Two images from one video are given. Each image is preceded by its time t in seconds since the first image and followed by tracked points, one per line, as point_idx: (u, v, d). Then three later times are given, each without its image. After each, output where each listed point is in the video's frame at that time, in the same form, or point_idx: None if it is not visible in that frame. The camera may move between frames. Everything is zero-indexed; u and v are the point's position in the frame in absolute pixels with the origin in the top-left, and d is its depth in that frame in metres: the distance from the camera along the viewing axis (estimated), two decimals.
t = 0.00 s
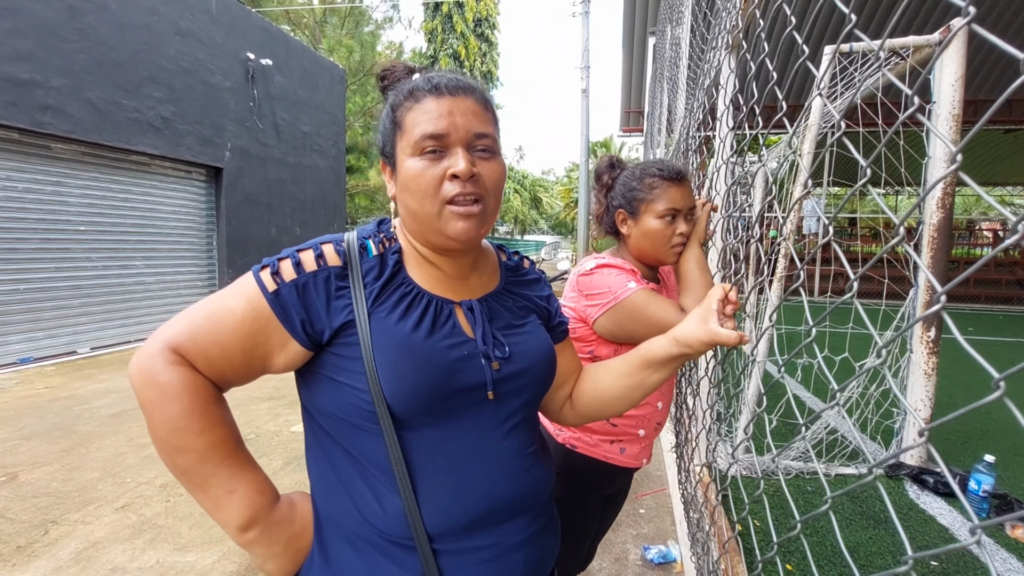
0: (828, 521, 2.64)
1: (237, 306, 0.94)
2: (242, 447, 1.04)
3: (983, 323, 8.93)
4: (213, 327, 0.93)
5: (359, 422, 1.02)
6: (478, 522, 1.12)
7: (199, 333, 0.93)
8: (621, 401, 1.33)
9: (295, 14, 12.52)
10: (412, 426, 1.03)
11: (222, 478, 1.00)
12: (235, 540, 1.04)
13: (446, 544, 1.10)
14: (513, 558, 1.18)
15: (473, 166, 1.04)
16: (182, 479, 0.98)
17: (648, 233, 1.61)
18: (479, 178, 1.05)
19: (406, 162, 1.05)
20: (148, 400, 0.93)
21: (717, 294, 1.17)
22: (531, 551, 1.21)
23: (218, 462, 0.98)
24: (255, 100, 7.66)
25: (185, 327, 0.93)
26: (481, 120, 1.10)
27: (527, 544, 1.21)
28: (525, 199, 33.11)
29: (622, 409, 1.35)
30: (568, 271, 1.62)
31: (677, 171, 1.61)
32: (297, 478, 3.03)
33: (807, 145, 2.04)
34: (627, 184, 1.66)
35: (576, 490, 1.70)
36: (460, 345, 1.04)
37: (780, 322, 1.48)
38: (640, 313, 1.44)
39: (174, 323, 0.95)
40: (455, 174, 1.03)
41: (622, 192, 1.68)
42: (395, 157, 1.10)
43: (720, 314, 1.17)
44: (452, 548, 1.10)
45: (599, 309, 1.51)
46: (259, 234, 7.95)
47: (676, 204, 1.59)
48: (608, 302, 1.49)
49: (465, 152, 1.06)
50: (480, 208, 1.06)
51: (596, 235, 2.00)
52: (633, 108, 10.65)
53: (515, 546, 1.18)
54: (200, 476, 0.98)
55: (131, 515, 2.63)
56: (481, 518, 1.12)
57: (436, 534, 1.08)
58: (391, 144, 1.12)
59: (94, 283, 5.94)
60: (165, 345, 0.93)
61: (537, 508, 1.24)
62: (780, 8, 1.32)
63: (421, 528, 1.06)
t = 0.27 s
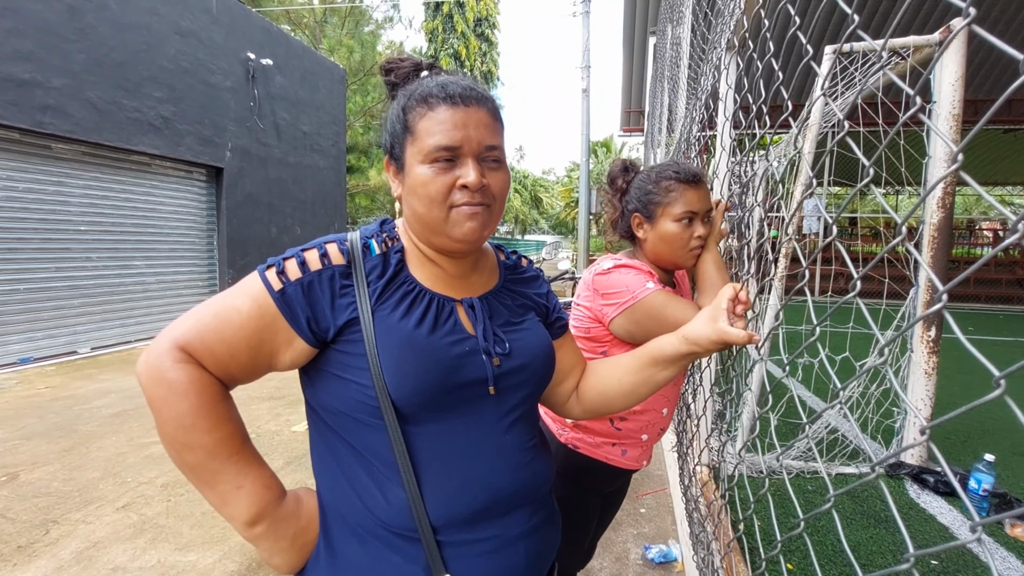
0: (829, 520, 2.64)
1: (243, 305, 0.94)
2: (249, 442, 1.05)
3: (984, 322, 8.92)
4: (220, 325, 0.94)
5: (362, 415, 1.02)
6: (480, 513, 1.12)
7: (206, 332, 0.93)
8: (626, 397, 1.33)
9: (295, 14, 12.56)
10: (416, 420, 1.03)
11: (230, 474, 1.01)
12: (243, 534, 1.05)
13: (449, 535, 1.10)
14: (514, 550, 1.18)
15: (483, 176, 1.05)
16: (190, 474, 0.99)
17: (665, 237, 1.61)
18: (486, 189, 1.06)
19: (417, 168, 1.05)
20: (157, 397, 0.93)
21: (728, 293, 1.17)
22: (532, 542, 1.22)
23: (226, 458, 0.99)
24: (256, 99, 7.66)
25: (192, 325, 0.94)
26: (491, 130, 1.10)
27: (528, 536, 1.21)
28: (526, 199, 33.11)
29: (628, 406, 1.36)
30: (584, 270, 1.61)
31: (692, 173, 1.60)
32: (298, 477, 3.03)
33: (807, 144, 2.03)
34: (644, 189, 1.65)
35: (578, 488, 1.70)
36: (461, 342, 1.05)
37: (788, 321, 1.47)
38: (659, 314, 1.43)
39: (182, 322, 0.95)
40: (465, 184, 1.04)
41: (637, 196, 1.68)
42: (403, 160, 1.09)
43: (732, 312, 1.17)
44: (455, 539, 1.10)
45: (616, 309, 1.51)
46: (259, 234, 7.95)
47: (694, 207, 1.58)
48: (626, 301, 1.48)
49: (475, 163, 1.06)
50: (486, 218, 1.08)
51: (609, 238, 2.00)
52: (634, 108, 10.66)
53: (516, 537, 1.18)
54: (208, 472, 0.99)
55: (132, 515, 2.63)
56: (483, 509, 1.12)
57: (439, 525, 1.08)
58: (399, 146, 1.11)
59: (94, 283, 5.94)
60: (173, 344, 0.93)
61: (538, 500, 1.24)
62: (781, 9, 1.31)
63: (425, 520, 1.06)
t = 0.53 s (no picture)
0: (832, 521, 2.63)
1: (247, 303, 0.94)
2: (254, 440, 1.05)
3: (986, 322, 8.90)
4: (224, 324, 0.93)
5: (365, 411, 1.02)
6: (483, 503, 1.12)
7: (211, 330, 0.93)
8: (624, 396, 1.33)
9: (297, 13, 12.57)
10: (420, 414, 1.03)
11: (236, 472, 1.00)
12: (250, 531, 1.05)
13: (455, 528, 1.09)
14: (517, 541, 1.17)
15: (489, 176, 1.06)
16: (196, 473, 0.99)
17: (651, 234, 1.60)
18: (492, 189, 1.07)
19: (424, 166, 1.04)
20: (162, 397, 0.93)
21: (723, 293, 1.16)
22: (535, 533, 1.21)
23: (232, 456, 0.99)
24: (258, 99, 7.67)
25: (196, 325, 0.93)
26: (496, 131, 1.11)
27: (531, 527, 1.20)
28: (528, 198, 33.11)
29: (624, 405, 1.36)
30: (573, 270, 1.62)
31: (678, 171, 1.61)
32: (299, 477, 3.03)
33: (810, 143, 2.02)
34: (630, 186, 1.65)
35: (579, 488, 1.69)
36: (464, 338, 1.04)
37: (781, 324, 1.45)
38: (645, 313, 1.43)
39: (186, 322, 0.95)
40: (472, 183, 1.05)
41: (624, 193, 1.67)
42: (407, 159, 1.09)
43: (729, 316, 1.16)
44: (460, 531, 1.10)
45: (601, 309, 1.51)
46: (261, 233, 7.96)
47: (679, 204, 1.58)
48: (612, 300, 1.48)
49: (481, 163, 1.07)
50: (491, 217, 1.09)
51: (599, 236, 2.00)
52: (636, 107, 10.64)
53: (519, 528, 1.18)
54: (214, 470, 0.99)
55: (134, 514, 2.64)
56: (487, 499, 1.12)
57: (444, 518, 1.08)
58: (403, 144, 1.10)
59: (97, 282, 5.95)
60: (177, 343, 0.93)
61: (539, 490, 1.24)
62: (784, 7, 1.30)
63: (430, 512, 1.06)
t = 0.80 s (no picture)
0: (835, 521, 2.62)
1: (255, 298, 0.94)
2: (263, 432, 1.05)
3: (990, 321, 8.88)
4: (233, 319, 0.93)
5: (372, 401, 1.02)
6: (488, 484, 1.12)
7: (220, 325, 0.93)
8: (619, 392, 1.32)
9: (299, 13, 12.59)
10: (428, 401, 1.03)
11: (247, 462, 1.00)
12: (262, 521, 1.04)
13: (463, 509, 1.09)
14: (522, 522, 1.17)
15: (488, 155, 1.08)
16: (208, 465, 0.99)
17: (636, 228, 1.60)
18: (491, 167, 1.09)
19: (423, 153, 1.06)
20: (172, 391, 0.93)
21: (716, 290, 1.16)
22: (539, 515, 1.21)
23: (243, 447, 0.99)
24: (260, 99, 7.68)
25: (205, 320, 0.94)
26: (490, 117, 1.14)
27: (535, 508, 1.20)
28: (530, 197, 33.08)
29: (617, 401, 1.34)
30: (566, 271, 1.62)
31: (663, 167, 1.62)
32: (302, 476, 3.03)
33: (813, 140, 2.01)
34: (616, 182, 1.67)
35: (581, 486, 1.69)
36: (468, 332, 1.05)
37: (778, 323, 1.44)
38: (638, 311, 1.43)
39: (195, 317, 0.95)
40: (474, 163, 1.07)
41: (613, 189, 1.68)
42: (407, 151, 1.10)
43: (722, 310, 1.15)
44: (468, 512, 1.10)
45: (595, 308, 1.51)
46: (263, 233, 7.97)
47: (664, 197, 1.59)
48: (606, 300, 1.48)
49: (479, 143, 1.09)
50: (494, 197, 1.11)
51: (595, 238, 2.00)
52: (638, 106, 10.63)
53: (524, 509, 1.18)
54: (226, 461, 0.99)
55: (138, 513, 2.64)
56: (492, 480, 1.12)
57: (453, 499, 1.08)
58: (402, 139, 1.12)
59: (100, 282, 5.97)
60: (187, 339, 0.93)
61: (541, 473, 1.24)
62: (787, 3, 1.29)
63: (439, 492, 1.06)
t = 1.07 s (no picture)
0: (838, 521, 2.62)
1: (265, 295, 0.95)
2: (272, 423, 1.05)
3: (994, 321, 8.86)
4: (245, 315, 0.94)
5: (376, 393, 1.02)
6: (489, 470, 1.12)
7: (231, 319, 0.94)
8: (621, 388, 1.32)
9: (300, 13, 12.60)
10: (430, 391, 1.03)
11: (257, 452, 1.01)
12: (272, 509, 1.04)
13: (463, 494, 1.10)
14: (522, 507, 1.17)
15: (483, 151, 1.11)
16: (219, 455, 0.99)
17: (626, 227, 1.61)
18: (486, 163, 1.11)
19: (421, 152, 1.08)
20: (184, 384, 0.94)
21: (724, 291, 1.14)
22: (538, 502, 1.22)
23: (254, 438, 1.00)
24: (262, 99, 7.69)
25: (215, 316, 0.94)
26: (485, 118, 1.17)
27: (535, 493, 1.21)
28: (532, 197, 33.14)
29: (621, 396, 1.34)
30: (580, 267, 1.59)
31: (665, 166, 1.61)
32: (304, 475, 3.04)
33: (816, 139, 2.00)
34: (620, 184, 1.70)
35: (582, 486, 1.69)
36: (469, 328, 1.05)
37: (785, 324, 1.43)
38: (653, 311, 1.41)
39: (206, 313, 0.95)
40: (470, 159, 1.09)
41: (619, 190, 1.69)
42: (406, 154, 1.13)
43: (727, 308, 1.14)
44: (469, 497, 1.10)
45: (611, 305, 1.49)
46: (266, 233, 7.99)
47: (646, 194, 1.57)
48: (620, 298, 1.46)
49: (474, 141, 1.11)
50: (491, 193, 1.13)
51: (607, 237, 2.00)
52: (639, 106, 10.63)
53: (524, 494, 1.18)
54: (236, 452, 0.99)
55: (141, 512, 2.65)
56: (492, 466, 1.13)
57: (454, 484, 1.08)
58: (402, 142, 1.15)
59: (103, 282, 5.98)
60: (198, 334, 0.94)
61: (539, 460, 1.24)
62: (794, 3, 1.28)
63: (440, 477, 1.06)
